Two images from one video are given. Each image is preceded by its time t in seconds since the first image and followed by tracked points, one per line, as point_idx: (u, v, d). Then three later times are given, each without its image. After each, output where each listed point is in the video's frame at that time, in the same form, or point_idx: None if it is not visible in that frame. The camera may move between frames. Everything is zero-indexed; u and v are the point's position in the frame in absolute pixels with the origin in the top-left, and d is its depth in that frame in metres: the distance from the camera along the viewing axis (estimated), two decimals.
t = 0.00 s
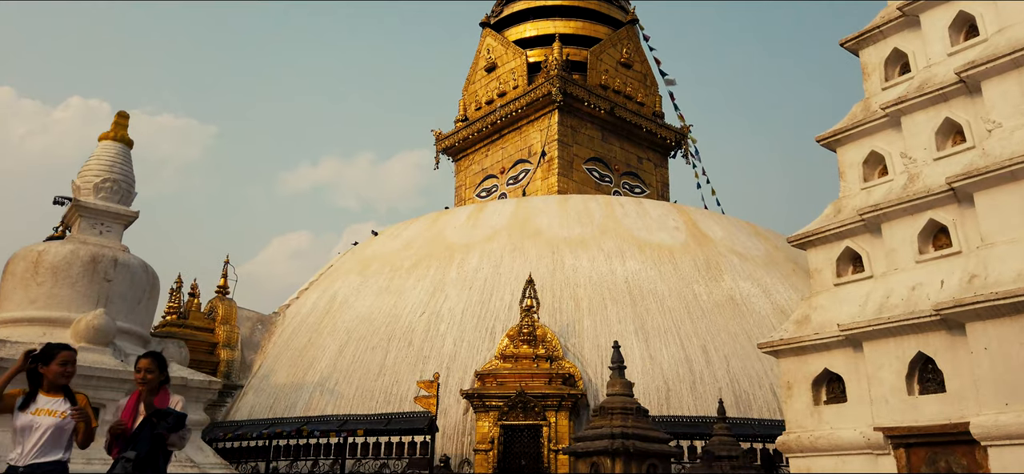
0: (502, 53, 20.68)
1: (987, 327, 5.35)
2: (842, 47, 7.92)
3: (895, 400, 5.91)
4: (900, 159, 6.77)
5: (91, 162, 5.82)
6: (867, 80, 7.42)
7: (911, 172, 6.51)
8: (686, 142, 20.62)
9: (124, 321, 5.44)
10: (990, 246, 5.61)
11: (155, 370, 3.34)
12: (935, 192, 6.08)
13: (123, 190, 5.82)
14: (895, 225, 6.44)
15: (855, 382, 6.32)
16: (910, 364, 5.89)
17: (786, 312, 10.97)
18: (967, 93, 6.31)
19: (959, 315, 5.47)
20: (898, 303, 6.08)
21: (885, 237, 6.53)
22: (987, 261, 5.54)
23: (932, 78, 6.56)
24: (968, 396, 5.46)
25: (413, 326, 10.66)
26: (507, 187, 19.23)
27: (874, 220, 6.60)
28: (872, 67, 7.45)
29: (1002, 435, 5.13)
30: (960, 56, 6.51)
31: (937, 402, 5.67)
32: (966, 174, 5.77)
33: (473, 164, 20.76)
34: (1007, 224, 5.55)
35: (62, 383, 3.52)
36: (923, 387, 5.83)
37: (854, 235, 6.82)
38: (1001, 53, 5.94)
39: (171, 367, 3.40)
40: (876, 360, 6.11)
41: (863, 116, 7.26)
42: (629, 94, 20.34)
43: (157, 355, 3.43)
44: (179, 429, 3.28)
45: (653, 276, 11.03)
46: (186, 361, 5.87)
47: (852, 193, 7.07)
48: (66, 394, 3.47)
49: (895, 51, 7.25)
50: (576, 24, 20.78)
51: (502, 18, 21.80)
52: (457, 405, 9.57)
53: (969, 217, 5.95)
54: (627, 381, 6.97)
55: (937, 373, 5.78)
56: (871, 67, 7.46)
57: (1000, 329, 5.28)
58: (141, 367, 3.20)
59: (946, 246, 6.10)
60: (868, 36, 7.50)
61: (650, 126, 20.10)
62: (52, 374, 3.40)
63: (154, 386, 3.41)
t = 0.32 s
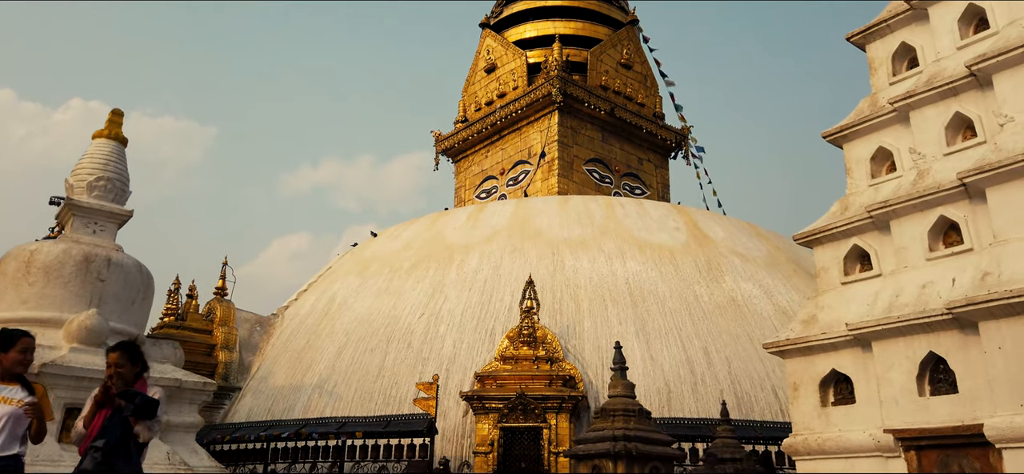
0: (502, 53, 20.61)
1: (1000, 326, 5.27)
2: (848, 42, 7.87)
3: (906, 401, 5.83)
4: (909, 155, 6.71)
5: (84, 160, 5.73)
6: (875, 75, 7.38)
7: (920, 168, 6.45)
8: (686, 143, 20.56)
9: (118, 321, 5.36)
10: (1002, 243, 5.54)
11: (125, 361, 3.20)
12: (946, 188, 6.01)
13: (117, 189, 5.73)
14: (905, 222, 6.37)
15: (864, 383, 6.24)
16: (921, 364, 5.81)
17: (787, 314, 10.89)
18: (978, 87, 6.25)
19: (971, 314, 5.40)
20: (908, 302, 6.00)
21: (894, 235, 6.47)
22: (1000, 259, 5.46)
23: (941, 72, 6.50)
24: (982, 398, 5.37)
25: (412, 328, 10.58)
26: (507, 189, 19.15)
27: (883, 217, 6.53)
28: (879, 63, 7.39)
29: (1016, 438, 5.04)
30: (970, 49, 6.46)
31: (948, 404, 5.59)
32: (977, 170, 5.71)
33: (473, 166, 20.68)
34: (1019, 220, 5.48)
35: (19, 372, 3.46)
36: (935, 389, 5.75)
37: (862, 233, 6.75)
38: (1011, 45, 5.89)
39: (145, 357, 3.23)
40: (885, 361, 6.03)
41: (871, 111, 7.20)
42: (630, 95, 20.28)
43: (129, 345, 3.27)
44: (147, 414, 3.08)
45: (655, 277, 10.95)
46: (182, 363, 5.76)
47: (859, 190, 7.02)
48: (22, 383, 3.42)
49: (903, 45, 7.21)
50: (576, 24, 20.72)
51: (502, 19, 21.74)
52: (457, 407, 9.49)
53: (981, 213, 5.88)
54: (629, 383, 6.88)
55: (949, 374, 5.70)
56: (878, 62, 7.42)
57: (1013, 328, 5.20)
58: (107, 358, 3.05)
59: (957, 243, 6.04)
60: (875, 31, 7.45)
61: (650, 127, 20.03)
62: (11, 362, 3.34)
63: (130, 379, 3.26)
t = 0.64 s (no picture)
0: (502, 54, 20.52)
1: (1017, 325, 5.18)
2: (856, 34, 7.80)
3: (919, 403, 5.72)
4: (919, 149, 6.63)
5: (75, 157, 5.63)
6: (884, 68, 7.31)
7: (932, 162, 6.38)
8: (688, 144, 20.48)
9: (108, 321, 5.26)
10: (1018, 238, 5.45)
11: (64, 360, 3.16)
12: (959, 183, 5.93)
13: (109, 187, 5.63)
14: (916, 218, 6.28)
15: (875, 384, 6.14)
16: (934, 365, 5.70)
17: (790, 315, 10.79)
18: (991, 79, 6.19)
19: (987, 312, 5.30)
20: (920, 300, 5.90)
21: (905, 231, 6.37)
22: (1016, 255, 5.38)
23: (954, 64, 6.43)
24: (998, 400, 5.26)
25: (411, 329, 10.47)
26: (507, 190, 19.04)
27: (893, 213, 6.45)
28: (888, 56, 7.31)
29: None
30: (982, 41, 6.41)
31: (963, 406, 5.48)
32: (992, 163, 5.63)
33: (473, 167, 20.57)
34: None
35: None
36: (949, 390, 5.64)
37: (872, 229, 6.66)
38: None
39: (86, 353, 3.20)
40: (897, 362, 5.92)
41: (880, 105, 7.11)
42: (630, 96, 20.20)
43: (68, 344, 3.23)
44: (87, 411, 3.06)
45: (656, 278, 10.84)
46: (175, 364, 5.67)
47: (868, 185, 6.94)
48: None
49: (912, 38, 7.14)
50: (576, 25, 20.63)
51: (502, 20, 21.67)
52: (456, 409, 9.36)
53: (995, 209, 5.80)
54: (631, 385, 6.77)
55: (963, 375, 5.60)
56: (886, 54, 7.36)
57: None
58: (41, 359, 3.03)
59: (971, 240, 5.95)
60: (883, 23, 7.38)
61: (651, 128, 19.95)
62: None
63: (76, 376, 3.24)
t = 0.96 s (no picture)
0: (502, 56, 20.43)
1: None
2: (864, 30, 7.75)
3: (932, 409, 5.63)
4: (931, 147, 6.56)
5: (65, 157, 5.53)
6: (892, 65, 7.25)
7: (944, 160, 6.30)
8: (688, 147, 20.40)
9: (98, 325, 5.16)
10: None
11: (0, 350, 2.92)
12: (972, 181, 5.84)
13: (100, 187, 5.53)
14: (928, 218, 6.19)
15: (887, 390, 6.05)
16: (948, 369, 5.61)
17: (792, 319, 10.67)
18: (1004, 74, 6.11)
19: (1003, 314, 5.21)
20: (933, 302, 5.81)
21: (916, 232, 6.28)
22: None
23: (965, 59, 6.36)
24: (1014, 406, 5.16)
25: (410, 333, 10.36)
26: (507, 193, 18.94)
27: (904, 213, 6.36)
28: (897, 52, 7.25)
29: None
30: (994, 35, 6.35)
31: (979, 413, 5.37)
32: (1007, 161, 5.56)
33: (473, 170, 20.47)
34: None
35: None
36: (964, 395, 5.54)
37: (882, 230, 6.59)
38: None
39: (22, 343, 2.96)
40: (909, 367, 5.83)
41: (888, 102, 7.05)
42: (631, 98, 20.12)
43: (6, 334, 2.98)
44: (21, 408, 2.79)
45: (657, 281, 10.74)
46: (167, 368, 5.55)
47: (878, 185, 6.88)
48: None
49: (921, 33, 7.09)
50: (576, 27, 20.55)
51: (501, 22, 21.62)
52: (455, 414, 9.26)
53: (1010, 208, 5.71)
54: (632, 389, 6.67)
55: (978, 379, 5.50)
56: (895, 51, 7.30)
57: None
58: None
59: (985, 240, 5.86)
60: (892, 19, 7.33)
61: (651, 131, 19.87)
62: None
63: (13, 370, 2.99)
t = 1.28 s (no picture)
0: (502, 64, 20.39)
1: None
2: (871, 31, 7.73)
3: (945, 420, 5.55)
4: (941, 150, 6.51)
5: (58, 163, 5.45)
6: (900, 67, 7.25)
7: (955, 164, 6.24)
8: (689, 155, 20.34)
9: (89, 333, 5.07)
10: None
11: None
12: (985, 185, 5.77)
13: (93, 193, 5.46)
14: (939, 223, 6.12)
15: (898, 400, 5.99)
16: (961, 379, 5.52)
17: (794, 328, 10.57)
18: (1015, 75, 6.04)
19: (1018, 322, 5.12)
20: (946, 309, 5.73)
21: (927, 237, 6.22)
22: None
23: (976, 60, 6.30)
24: None
25: (409, 342, 10.26)
26: (507, 201, 18.88)
27: (914, 218, 6.32)
28: (905, 53, 7.24)
29: None
30: (1004, 36, 6.30)
31: (994, 423, 5.28)
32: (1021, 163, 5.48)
33: (473, 178, 20.41)
34: None
35: None
36: (978, 406, 5.45)
37: (891, 235, 6.56)
38: None
39: None
40: (922, 376, 5.76)
41: (896, 104, 7.03)
42: (631, 106, 20.07)
43: None
44: None
45: (658, 290, 10.64)
46: (160, 377, 5.47)
47: (886, 189, 6.89)
48: None
49: (930, 34, 7.07)
50: (576, 35, 20.52)
51: (502, 30, 21.62)
52: (454, 423, 9.14)
53: None
54: (634, 399, 6.60)
55: (993, 389, 5.40)
56: (903, 52, 7.29)
57: None
58: None
59: (998, 244, 5.77)
60: (899, 19, 7.32)
61: (651, 138, 19.81)
62: None
63: None
